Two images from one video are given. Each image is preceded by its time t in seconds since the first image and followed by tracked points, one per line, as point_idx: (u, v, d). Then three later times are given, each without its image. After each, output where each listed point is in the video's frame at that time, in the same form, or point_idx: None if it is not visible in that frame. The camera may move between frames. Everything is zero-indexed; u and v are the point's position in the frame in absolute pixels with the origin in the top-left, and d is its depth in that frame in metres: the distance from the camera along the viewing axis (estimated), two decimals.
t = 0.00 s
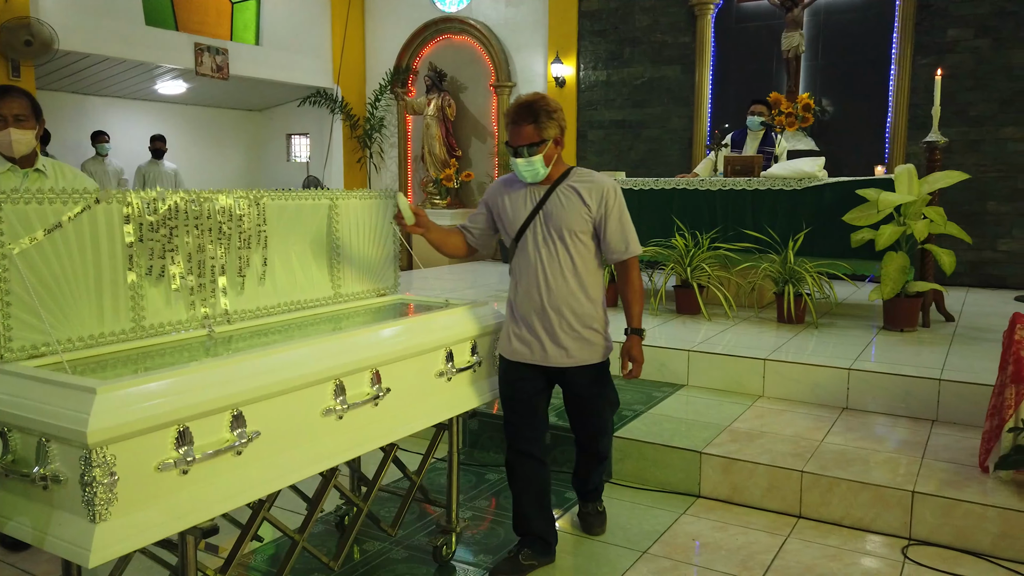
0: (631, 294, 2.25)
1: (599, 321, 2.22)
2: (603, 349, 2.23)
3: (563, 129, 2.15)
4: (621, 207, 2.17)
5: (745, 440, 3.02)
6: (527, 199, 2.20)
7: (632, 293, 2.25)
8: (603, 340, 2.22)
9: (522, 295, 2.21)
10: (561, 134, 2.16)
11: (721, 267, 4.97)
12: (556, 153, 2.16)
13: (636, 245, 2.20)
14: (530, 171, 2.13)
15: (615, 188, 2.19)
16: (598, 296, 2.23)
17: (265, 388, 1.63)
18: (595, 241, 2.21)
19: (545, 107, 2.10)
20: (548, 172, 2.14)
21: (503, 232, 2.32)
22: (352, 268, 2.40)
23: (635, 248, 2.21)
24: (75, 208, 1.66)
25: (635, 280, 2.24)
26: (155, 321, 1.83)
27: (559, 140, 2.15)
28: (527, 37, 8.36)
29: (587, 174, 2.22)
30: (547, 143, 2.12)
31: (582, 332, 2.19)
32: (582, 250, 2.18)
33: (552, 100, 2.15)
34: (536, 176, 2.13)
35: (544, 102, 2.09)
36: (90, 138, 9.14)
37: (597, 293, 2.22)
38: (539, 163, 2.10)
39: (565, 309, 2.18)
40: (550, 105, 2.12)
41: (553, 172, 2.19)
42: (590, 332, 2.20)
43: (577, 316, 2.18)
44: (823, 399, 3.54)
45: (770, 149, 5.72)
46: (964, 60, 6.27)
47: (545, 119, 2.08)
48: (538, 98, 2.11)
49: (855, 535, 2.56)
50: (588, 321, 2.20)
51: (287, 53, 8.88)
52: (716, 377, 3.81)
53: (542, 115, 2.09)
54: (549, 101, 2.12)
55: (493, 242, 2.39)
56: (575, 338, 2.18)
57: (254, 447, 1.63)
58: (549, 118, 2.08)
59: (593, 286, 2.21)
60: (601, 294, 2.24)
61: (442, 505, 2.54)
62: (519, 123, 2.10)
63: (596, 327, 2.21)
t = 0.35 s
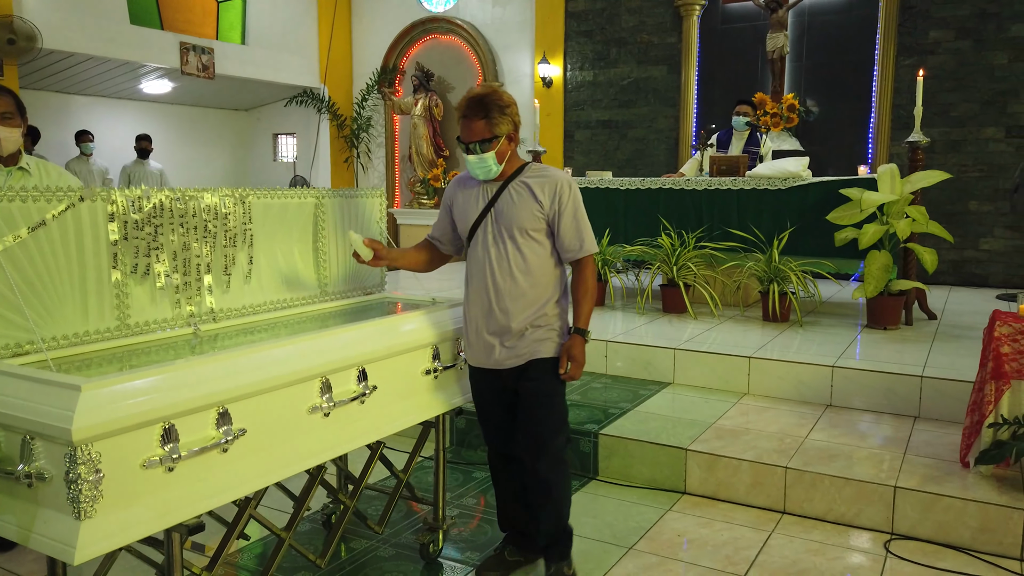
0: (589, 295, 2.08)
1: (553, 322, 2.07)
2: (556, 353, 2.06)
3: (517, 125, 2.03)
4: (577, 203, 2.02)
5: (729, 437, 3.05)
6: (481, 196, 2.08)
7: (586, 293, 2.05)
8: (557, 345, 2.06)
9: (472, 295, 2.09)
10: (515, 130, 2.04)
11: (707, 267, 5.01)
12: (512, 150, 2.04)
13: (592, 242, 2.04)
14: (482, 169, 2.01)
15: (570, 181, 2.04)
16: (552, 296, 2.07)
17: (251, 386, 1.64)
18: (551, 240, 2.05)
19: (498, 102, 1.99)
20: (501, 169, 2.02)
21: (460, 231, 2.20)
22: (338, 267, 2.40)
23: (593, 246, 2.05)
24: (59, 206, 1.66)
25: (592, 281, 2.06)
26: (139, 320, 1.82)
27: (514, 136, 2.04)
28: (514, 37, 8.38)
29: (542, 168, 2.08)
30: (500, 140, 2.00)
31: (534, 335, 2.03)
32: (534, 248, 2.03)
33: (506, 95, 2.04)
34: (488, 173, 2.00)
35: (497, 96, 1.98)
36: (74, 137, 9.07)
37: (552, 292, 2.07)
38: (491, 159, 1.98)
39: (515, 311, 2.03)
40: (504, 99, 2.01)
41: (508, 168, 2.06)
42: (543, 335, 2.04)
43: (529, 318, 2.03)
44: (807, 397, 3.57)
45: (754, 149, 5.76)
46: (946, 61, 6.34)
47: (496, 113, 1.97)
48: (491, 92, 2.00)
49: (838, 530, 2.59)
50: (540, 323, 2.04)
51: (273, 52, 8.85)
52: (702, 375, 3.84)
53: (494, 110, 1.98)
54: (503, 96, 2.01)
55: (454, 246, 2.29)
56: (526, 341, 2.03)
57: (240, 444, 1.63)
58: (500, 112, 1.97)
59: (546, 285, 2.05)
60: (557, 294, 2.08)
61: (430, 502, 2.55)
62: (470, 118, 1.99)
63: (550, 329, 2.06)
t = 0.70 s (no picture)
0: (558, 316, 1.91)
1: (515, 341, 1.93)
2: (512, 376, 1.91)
3: (499, 125, 1.89)
4: (550, 215, 1.86)
5: (727, 434, 3.06)
6: (459, 200, 1.98)
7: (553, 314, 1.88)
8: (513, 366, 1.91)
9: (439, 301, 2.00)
10: (498, 130, 1.90)
11: (705, 265, 5.04)
12: (494, 151, 1.91)
13: (564, 260, 1.86)
14: (462, 171, 1.90)
15: (547, 191, 1.88)
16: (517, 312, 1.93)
17: (253, 381, 1.65)
18: (521, 252, 1.91)
19: (477, 101, 1.85)
20: (480, 173, 1.90)
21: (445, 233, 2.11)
22: (339, 265, 2.41)
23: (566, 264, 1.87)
24: (62, 202, 1.67)
25: (563, 301, 1.88)
26: (141, 316, 1.84)
27: (496, 137, 1.90)
28: (513, 37, 8.40)
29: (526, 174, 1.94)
30: (479, 142, 1.87)
31: (489, 351, 1.91)
32: (500, 258, 1.90)
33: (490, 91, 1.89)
34: (466, 176, 1.88)
35: (475, 95, 1.84)
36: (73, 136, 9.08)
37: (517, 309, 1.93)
38: (468, 162, 1.86)
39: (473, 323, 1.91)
40: (485, 98, 1.86)
41: (491, 171, 1.93)
42: (498, 354, 1.90)
43: (488, 332, 1.91)
44: (804, 394, 3.59)
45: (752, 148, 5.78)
46: (944, 61, 6.36)
47: (472, 115, 1.84)
48: (470, 89, 1.86)
49: (835, 527, 2.61)
50: (499, 340, 1.91)
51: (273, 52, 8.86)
52: (700, 373, 3.85)
53: (472, 111, 1.84)
54: (484, 94, 1.86)
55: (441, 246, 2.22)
56: (482, 358, 1.91)
57: (241, 439, 1.65)
58: (476, 114, 1.83)
59: (509, 300, 1.91)
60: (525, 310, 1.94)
61: (429, 497, 2.57)
62: (447, 118, 1.87)
63: (510, 349, 1.91)
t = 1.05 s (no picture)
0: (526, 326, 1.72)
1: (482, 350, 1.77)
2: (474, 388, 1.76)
3: (476, 113, 1.72)
4: (520, 214, 1.68)
5: (727, 432, 3.08)
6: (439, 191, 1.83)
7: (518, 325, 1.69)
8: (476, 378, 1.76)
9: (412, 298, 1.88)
10: (475, 118, 1.73)
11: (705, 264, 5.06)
12: (472, 142, 1.75)
13: (533, 265, 1.67)
14: (437, 164, 1.74)
15: (520, 188, 1.70)
16: (488, 318, 1.78)
17: (257, 376, 1.67)
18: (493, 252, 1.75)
19: (448, 87, 1.68)
20: (458, 165, 1.74)
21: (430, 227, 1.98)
22: (342, 262, 2.43)
23: (537, 270, 1.68)
24: (68, 200, 1.69)
25: (530, 311, 1.69)
26: (147, 312, 1.86)
27: (473, 126, 1.73)
28: (515, 37, 8.41)
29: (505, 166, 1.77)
30: (453, 133, 1.71)
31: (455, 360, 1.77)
32: (468, 259, 1.75)
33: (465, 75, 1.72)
34: (442, 169, 1.73)
35: (445, 80, 1.67)
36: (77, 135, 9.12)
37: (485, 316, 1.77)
38: (441, 154, 1.70)
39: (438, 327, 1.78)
40: (457, 83, 1.69)
41: (471, 162, 1.77)
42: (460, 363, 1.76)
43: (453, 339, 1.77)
44: (804, 392, 3.61)
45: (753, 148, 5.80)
46: (944, 61, 6.38)
47: (443, 103, 1.67)
48: (441, 75, 1.68)
49: (834, 523, 2.62)
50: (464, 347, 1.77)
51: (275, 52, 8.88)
52: (700, 371, 3.87)
53: (442, 99, 1.67)
54: (457, 79, 1.69)
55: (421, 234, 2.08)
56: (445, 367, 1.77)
57: (246, 433, 1.67)
58: (446, 103, 1.66)
59: (477, 304, 1.77)
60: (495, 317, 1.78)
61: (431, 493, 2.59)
62: (420, 106, 1.72)
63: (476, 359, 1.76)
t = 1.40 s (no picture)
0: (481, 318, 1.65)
1: (448, 356, 1.71)
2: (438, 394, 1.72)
3: (424, 110, 1.69)
4: (468, 206, 1.62)
5: (731, 430, 3.10)
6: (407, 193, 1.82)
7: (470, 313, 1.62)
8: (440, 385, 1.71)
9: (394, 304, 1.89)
10: (427, 116, 1.70)
11: (711, 264, 5.08)
12: (428, 140, 1.72)
13: (485, 260, 1.61)
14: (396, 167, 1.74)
15: (472, 182, 1.64)
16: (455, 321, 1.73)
17: (267, 372, 1.71)
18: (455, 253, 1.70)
19: (392, 88, 1.66)
20: (415, 164, 1.72)
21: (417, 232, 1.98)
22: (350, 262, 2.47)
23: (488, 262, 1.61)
24: (83, 200, 1.73)
25: (481, 295, 1.60)
26: (158, 310, 1.90)
27: (426, 124, 1.70)
28: (522, 37, 8.43)
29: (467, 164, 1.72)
30: (404, 133, 1.69)
31: (421, 365, 1.73)
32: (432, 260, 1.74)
33: (412, 74, 1.69)
34: (398, 170, 1.72)
35: (387, 82, 1.66)
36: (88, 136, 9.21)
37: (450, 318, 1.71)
38: (392, 156, 1.69)
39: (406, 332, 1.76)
40: (402, 82, 1.67)
41: (432, 160, 1.74)
42: (426, 368, 1.73)
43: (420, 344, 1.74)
44: (808, 392, 3.62)
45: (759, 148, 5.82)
46: (951, 61, 6.38)
47: (386, 104, 1.65)
48: (385, 77, 1.67)
49: (837, 521, 2.64)
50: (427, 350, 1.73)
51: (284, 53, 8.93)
52: (705, 370, 3.90)
53: (386, 100, 1.66)
54: (401, 78, 1.67)
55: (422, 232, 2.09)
56: (413, 372, 1.75)
57: (256, 428, 1.71)
58: (389, 104, 1.65)
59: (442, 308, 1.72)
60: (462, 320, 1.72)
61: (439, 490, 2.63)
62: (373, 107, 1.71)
63: (441, 365, 1.71)
